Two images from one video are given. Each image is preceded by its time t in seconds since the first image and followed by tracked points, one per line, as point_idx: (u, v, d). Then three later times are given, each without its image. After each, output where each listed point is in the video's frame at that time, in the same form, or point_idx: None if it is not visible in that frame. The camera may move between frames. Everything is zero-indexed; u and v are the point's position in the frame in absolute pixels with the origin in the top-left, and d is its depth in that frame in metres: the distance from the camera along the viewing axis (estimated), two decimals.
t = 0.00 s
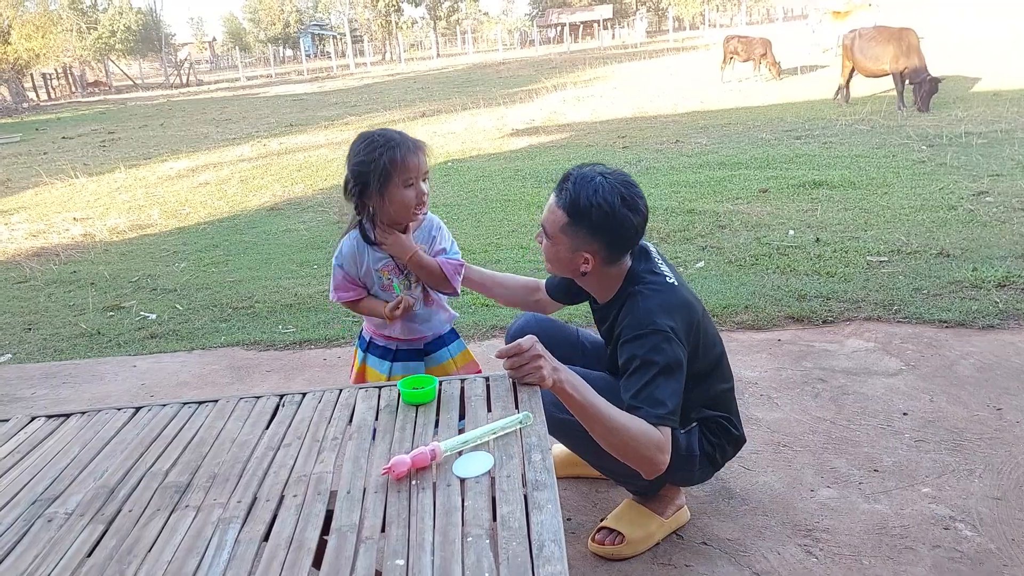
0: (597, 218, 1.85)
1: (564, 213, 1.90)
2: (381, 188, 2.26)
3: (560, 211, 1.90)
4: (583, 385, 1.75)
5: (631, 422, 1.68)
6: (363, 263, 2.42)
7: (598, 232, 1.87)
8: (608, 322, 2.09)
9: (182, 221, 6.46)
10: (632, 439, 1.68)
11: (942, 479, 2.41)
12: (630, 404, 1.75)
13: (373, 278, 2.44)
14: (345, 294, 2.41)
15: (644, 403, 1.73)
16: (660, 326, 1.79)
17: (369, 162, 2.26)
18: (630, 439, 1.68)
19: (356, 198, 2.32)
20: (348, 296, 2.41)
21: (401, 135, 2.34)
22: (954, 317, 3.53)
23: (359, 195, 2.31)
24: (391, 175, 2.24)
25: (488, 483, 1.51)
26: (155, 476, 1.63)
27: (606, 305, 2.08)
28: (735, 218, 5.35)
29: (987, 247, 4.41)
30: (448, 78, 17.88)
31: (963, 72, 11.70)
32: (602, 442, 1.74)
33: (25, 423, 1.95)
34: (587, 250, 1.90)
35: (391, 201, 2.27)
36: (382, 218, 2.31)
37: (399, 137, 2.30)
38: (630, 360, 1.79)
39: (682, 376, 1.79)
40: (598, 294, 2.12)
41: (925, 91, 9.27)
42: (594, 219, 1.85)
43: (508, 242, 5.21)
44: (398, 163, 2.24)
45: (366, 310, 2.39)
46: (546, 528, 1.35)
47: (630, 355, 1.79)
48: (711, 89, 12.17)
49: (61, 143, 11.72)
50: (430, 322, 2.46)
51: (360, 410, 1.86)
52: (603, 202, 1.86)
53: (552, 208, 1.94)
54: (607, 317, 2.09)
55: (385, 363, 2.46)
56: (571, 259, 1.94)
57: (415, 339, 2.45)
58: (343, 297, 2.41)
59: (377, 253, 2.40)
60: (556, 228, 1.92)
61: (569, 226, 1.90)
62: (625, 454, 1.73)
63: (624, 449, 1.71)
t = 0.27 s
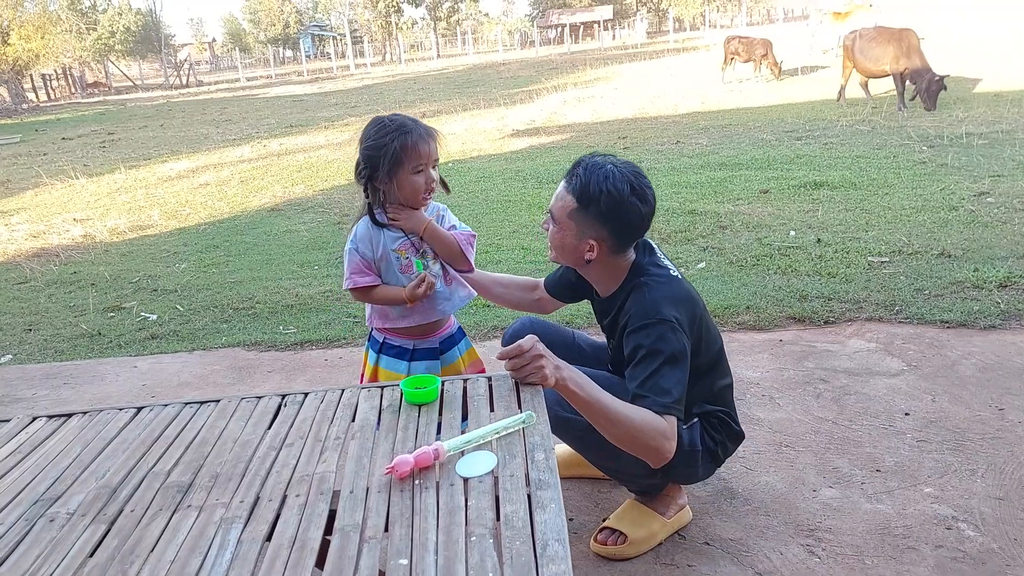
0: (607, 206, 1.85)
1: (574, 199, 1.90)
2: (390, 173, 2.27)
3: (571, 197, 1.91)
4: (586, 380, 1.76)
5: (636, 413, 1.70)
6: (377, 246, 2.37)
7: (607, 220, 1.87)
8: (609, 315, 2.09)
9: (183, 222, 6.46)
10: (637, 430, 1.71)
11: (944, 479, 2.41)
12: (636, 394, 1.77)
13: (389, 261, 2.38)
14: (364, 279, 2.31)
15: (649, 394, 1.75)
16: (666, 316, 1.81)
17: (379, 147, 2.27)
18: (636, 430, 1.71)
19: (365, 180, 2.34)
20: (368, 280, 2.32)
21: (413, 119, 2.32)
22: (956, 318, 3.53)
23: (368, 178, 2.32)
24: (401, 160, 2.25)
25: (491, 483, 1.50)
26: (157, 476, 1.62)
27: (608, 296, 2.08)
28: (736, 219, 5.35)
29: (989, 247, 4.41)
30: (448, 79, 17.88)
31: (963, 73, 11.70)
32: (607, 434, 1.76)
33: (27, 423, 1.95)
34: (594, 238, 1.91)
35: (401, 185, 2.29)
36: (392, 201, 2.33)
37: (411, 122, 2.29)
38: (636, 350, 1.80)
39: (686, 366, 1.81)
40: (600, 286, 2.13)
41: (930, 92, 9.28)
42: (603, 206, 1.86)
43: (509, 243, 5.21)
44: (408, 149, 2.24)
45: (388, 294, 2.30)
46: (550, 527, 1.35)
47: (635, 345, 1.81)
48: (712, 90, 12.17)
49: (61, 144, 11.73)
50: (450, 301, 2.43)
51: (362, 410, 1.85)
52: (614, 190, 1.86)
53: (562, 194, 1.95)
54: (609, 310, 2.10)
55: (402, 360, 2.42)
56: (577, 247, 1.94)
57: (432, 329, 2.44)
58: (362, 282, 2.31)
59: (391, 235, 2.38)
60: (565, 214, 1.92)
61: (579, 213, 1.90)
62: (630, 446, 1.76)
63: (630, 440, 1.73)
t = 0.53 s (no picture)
0: (611, 193, 1.87)
1: (580, 186, 1.92)
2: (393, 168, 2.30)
3: (576, 184, 1.92)
4: (586, 376, 1.76)
5: (638, 405, 1.71)
6: (389, 242, 2.37)
7: (611, 208, 1.87)
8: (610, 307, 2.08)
9: (183, 222, 6.46)
10: (641, 422, 1.71)
11: (945, 480, 2.41)
12: (638, 384, 1.77)
13: (401, 256, 2.38)
14: (381, 275, 2.29)
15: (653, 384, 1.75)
16: (666, 305, 1.82)
17: (380, 145, 2.29)
18: (639, 423, 1.71)
19: (368, 179, 2.36)
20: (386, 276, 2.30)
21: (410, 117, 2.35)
22: (956, 318, 3.53)
23: (371, 176, 2.35)
24: (404, 155, 2.28)
25: (491, 483, 1.50)
26: (157, 476, 1.62)
27: (608, 289, 2.08)
28: (736, 220, 5.35)
29: (989, 248, 4.41)
30: (448, 79, 17.90)
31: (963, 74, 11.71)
32: (610, 428, 1.77)
33: (27, 423, 1.95)
34: (598, 226, 1.91)
35: (406, 180, 2.32)
36: (397, 197, 2.36)
37: (409, 119, 2.32)
38: (637, 339, 1.81)
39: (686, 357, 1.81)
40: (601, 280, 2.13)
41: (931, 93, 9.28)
42: (607, 192, 1.87)
43: (509, 244, 5.22)
44: (410, 144, 2.28)
45: (407, 288, 2.28)
46: (550, 528, 1.35)
47: (636, 334, 1.81)
48: (712, 91, 12.18)
49: (61, 144, 11.73)
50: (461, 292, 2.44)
51: (363, 410, 1.85)
52: (619, 178, 1.88)
53: (567, 182, 1.96)
54: (609, 304, 2.09)
55: (414, 357, 2.41)
56: (580, 235, 1.94)
57: (438, 325, 2.44)
58: (379, 279, 2.29)
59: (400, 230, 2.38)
60: (569, 201, 1.93)
61: (583, 200, 1.91)
62: (634, 437, 1.76)
63: (633, 432, 1.73)
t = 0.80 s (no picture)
0: (617, 184, 1.87)
1: (585, 178, 1.92)
2: (390, 194, 2.24)
3: (583, 177, 1.92)
4: (586, 371, 1.77)
5: (640, 396, 1.71)
6: (379, 277, 2.34)
7: (616, 199, 1.88)
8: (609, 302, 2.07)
9: (183, 221, 6.46)
10: (643, 412, 1.71)
11: (945, 480, 2.41)
12: (639, 372, 1.77)
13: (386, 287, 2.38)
14: (360, 306, 2.31)
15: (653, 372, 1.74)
16: (668, 295, 1.82)
17: (375, 173, 2.26)
18: (641, 413, 1.71)
19: (369, 213, 2.30)
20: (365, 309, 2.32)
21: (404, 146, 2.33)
22: (957, 318, 3.53)
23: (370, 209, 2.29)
24: (399, 180, 2.23)
25: (491, 482, 1.50)
26: (157, 475, 1.62)
27: (609, 283, 2.07)
28: (737, 219, 5.35)
29: (989, 248, 4.41)
30: (448, 79, 17.89)
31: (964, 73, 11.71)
32: (612, 421, 1.77)
33: (27, 421, 1.95)
34: (603, 218, 1.91)
35: (404, 205, 2.24)
36: (396, 226, 2.28)
37: (403, 145, 2.30)
38: (638, 329, 1.80)
39: (686, 347, 1.81)
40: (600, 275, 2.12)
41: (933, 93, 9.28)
42: (614, 183, 1.88)
43: (509, 243, 5.21)
44: (405, 167, 2.23)
45: (381, 319, 2.34)
46: (550, 526, 1.35)
47: (637, 324, 1.81)
48: (712, 90, 12.18)
49: (61, 143, 11.72)
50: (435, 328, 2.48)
51: (362, 409, 1.85)
52: (625, 170, 1.89)
53: (573, 175, 1.96)
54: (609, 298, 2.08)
55: (378, 361, 2.42)
56: (585, 227, 1.94)
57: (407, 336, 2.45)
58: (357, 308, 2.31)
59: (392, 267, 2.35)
60: (575, 193, 1.93)
61: (589, 193, 1.91)
62: (636, 428, 1.75)
63: (635, 422, 1.73)
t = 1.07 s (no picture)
0: (610, 187, 1.88)
1: (576, 185, 1.92)
2: (406, 263, 2.22)
3: (574, 183, 1.93)
4: (586, 371, 1.76)
5: (639, 395, 1.71)
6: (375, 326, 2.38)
7: (611, 201, 1.89)
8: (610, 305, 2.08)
9: (182, 220, 6.46)
10: (643, 411, 1.71)
11: (943, 480, 2.41)
12: (639, 371, 1.77)
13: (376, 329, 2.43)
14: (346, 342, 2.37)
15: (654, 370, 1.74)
16: (667, 295, 1.83)
17: (397, 234, 2.23)
18: (640, 412, 1.71)
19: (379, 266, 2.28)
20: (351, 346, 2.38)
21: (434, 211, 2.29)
22: (955, 318, 3.53)
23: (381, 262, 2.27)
24: (419, 256, 2.21)
25: (489, 482, 1.50)
26: (154, 474, 1.62)
27: (609, 286, 2.07)
28: (736, 219, 5.35)
29: (988, 248, 4.41)
30: (448, 79, 17.88)
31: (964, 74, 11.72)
32: (611, 420, 1.77)
33: (24, 421, 1.95)
34: (599, 222, 1.92)
35: (417, 279, 2.24)
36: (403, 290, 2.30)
37: (433, 215, 2.25)
38: (638, 329, 1.81)
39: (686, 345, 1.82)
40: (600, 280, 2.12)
41: (933, 94, 9.29)
42: (606, 187, 1.88)
43: (508, 243, 5.21)
44: (430, 246, 2.21)
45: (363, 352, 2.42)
46: (547, 526, 1.35)
47: (637, 323, 1.82)
48: (712, 90, 12.18)
49: (60, 143, 11.70)
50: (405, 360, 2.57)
51: (360, 408, 1.85)
52: (615, 174, 1.89)
53: (563, 183, 1.96)
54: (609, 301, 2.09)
55: (352, 364, 2.44)
56: (582, 233, 1.94)
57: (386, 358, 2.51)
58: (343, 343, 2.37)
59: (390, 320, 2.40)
60: (567, 201, 1.93)
61: (583, 199, 1.91)
62: (635, 427, 1.75)
63: (634, 422, 1.73)
